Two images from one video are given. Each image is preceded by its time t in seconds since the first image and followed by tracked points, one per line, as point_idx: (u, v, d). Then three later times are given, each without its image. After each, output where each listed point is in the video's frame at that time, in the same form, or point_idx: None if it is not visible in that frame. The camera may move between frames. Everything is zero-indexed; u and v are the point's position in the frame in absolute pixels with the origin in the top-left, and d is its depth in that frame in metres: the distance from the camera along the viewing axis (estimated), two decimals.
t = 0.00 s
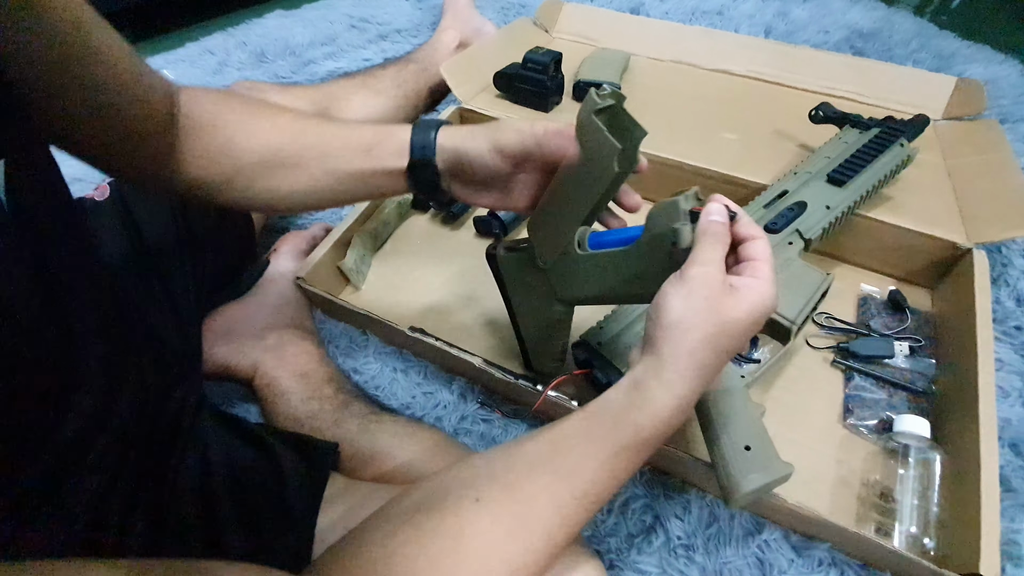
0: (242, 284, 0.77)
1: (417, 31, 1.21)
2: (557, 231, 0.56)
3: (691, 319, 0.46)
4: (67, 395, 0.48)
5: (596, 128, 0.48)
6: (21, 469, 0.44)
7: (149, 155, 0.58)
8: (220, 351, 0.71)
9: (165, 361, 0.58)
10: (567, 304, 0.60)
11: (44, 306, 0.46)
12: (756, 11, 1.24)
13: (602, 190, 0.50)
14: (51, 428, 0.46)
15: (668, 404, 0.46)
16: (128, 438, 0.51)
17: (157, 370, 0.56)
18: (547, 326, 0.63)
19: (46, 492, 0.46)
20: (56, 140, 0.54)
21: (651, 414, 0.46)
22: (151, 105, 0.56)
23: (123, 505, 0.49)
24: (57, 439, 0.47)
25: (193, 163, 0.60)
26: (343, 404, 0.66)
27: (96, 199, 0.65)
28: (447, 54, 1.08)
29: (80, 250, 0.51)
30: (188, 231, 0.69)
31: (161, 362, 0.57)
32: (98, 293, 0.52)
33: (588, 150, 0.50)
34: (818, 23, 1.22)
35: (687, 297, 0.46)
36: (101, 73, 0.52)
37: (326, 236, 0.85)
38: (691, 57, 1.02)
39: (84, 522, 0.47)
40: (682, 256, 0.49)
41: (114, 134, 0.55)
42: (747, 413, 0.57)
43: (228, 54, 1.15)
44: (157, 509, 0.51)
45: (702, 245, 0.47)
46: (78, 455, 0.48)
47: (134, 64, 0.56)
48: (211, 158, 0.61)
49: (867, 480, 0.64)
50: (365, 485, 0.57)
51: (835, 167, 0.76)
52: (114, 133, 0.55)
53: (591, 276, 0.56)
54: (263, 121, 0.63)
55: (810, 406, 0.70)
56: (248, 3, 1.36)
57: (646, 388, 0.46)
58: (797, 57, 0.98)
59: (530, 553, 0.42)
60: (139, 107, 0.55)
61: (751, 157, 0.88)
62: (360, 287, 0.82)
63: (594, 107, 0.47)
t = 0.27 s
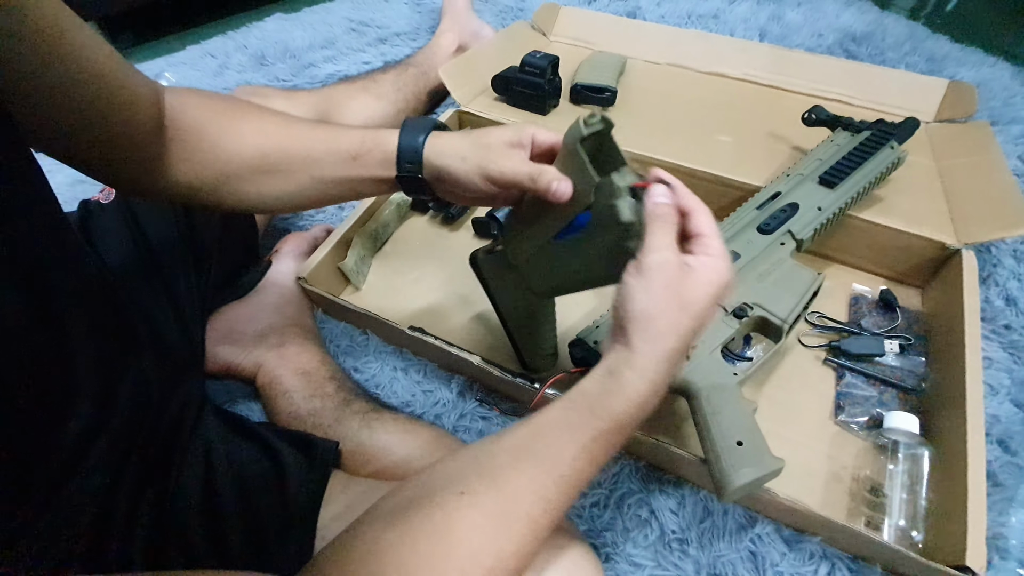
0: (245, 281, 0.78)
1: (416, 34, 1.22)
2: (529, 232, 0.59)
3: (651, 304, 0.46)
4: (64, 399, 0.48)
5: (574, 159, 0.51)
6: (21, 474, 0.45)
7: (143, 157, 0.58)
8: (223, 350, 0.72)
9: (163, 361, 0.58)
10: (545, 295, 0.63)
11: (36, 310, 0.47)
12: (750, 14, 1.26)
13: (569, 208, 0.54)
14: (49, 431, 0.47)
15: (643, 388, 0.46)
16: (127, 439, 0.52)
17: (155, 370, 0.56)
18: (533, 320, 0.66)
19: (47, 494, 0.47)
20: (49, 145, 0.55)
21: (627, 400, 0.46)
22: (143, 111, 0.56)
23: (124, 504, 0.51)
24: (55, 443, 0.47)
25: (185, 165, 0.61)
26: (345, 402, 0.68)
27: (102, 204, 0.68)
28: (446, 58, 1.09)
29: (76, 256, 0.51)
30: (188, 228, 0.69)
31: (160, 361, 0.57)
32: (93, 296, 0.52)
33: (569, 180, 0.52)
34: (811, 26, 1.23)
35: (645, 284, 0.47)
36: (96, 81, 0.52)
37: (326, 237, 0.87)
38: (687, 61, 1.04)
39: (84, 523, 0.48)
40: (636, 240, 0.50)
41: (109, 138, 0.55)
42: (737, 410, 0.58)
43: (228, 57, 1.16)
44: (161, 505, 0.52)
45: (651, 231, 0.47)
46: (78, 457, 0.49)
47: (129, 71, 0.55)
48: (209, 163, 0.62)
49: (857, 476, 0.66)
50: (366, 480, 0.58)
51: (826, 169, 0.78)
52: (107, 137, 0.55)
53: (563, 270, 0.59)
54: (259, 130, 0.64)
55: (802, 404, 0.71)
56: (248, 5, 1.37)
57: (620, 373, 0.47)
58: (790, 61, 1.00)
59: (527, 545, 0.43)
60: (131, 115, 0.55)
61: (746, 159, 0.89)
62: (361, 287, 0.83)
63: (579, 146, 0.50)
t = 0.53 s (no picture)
0: (248, 281, 0.79)
1: (416, 36, 1.23)
2: (519, 230, 0.60)
3: (636, 286, 0.49)
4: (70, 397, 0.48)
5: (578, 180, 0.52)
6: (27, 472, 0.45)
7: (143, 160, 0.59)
8: (226, 349, 0.73)
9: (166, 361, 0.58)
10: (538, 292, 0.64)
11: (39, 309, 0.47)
12: (748, 17, 1.27)
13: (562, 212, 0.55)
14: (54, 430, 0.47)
15: (631, 369, 0.49)
16: (133, 438, 0.52)
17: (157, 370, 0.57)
18: (528, 320, 0.67)
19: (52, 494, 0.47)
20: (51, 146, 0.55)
21: (616, 382, 0.48)
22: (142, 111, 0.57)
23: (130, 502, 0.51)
24: (63, 442, 0.47)
25: (188, 167, 0.62)
26: (347, 400, 0.68)
27: (108, 204, 0.68)
28: (446, 60, 1.10)
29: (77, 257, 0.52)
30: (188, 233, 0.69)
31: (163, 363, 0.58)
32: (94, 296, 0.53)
33: (559, 180, 0.53)
34: (808, 28, 1.24)
35: (630, 266, 0.50)
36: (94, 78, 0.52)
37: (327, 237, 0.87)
38: (685, 62, 1.05)
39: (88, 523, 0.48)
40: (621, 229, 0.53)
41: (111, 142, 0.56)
42: (734, 406, 0.59)
43: (229, 59, 1.17)
44: (166, 501, 0.52)
45: (635, 216, 0.51)
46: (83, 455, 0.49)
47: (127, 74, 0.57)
48: (210, 164, 0.63)
49: (854, 472, 0.66)
50: (367, 477, 0.59)
51: (823, 169, 0.78)
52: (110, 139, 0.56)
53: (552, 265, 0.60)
54: (263, 132, 0.65)
55: (800, 401, 0.72)
56: (248, 7, 1.38)
57: (607, 359, 0.49)
58: (787, 62, 1.01)
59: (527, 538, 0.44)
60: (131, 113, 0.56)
61: (744, 159, 0.90)
62: (362, 287, 0.84)
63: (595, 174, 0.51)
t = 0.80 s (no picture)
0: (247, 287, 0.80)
1: (415, 40, 1.23)
2: (518, 240, 0.60)
3: (631, 288, 0.49)
4: (66, 408, 0.48)
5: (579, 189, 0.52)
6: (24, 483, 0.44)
7: (140, 169, 0.59)
8: (225, 354, 0.73)
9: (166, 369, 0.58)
10: (540, 298, 0.64)
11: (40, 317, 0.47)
12: (745, 20, 1.27)
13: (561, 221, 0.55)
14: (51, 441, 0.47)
15: (631, 376, 0.48)
16: (133, 446, 0.52)
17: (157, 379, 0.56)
18: (530, 326, 0.67)
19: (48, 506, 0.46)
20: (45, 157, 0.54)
21: (618, 390, 0.48)
22: (139, 121, 0.57)
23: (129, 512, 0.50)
24: (61, 449, 0.47)
25: (187, 173, 0.62)
26: (347, 405, 0.68)
27: (106, 211, 0.68)
28: (445, 64, 1.10)
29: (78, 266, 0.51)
30: (186, 239, 0.69)
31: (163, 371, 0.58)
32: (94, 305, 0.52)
33: (556, 188, 0.53)
34: (805, 32, 1.25)
35: (624, 269, 0.49)
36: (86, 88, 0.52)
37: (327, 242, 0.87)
38: (683, 66, 1.05)
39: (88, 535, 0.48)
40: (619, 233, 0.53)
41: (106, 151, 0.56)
42: (735, 412, 0.59)
43: (228, 63, 1.17)
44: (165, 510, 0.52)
45: (631, 218, 0.51)
46: (81, 465, 0.49)
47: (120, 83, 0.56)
48: (210, 171, 0.63)
49: (854, 477, 0.66)
50: (367, 483, 0.58)
51: (822, 173, 0.79)
52: (108, 148, 0.55)
53: (553, 271, 0.60)
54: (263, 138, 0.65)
55: (800, 405, 0.72)
56: (247, 11, 1.38)
57: (602, 361, 0.49)
58: (785, 66, 1.01)
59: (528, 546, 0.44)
60: (125, 124, 0.56)
61: (743, 163, 0.90)
62: (361, 291, 0.83)
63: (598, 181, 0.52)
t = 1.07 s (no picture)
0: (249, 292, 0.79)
1: (416, 45, 1.23)
2: (520, 243, 0.60)
3: (624, 284, 0.49)
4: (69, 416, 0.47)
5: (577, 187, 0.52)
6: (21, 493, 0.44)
7: (144, 174, 0.58)
8: (226, 360, 0.72)
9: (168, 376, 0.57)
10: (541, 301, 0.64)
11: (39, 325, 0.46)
12: (745, 25, 1.27)
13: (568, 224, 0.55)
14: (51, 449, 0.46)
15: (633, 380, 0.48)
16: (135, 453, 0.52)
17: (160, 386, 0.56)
18: (532, 330, 0.67)
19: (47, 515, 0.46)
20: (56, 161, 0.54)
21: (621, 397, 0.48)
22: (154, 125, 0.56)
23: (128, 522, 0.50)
24: (62, 455, 0.47)
25: (189, 179, 0.61)
26: (348, 411, 0.68)
27: (106, 216, 0.68)
28: (446, 69, 1.10)
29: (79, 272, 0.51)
30: (188, 245, 0.69)
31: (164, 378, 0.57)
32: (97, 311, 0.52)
33: (563, 189, 0.53)
34: (805, 36, 1.25)
35: (618, 265, 0.49)
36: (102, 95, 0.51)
37: (328, 247, 0.87)
38: (684, 71, 1.05)
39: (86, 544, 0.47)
40: (613, 230, 0.52)
41: (114, 158, 0.55)
42: (739, 418, 0.58)
43: (229, 68, 1.17)
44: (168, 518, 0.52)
45: (627, 215, 0.50)
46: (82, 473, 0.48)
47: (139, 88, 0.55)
48: (213, 177, 0.62)
49: (858, 483, 0.66)
50: (368, 489, 0.58)
51: (824, 177, 0.78)
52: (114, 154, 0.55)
53: (552, 275, 0.60)
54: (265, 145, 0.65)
55: (803, 411, 0.72)
56: (248, 17, 1.38)
57: (596, 357, 0.48)
58: (786, 70, 1.01)
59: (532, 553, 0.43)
60: (141, 130, 0.55)
61: (744, 168, 0.90)
62: (362, 296, 0.83)
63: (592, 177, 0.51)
